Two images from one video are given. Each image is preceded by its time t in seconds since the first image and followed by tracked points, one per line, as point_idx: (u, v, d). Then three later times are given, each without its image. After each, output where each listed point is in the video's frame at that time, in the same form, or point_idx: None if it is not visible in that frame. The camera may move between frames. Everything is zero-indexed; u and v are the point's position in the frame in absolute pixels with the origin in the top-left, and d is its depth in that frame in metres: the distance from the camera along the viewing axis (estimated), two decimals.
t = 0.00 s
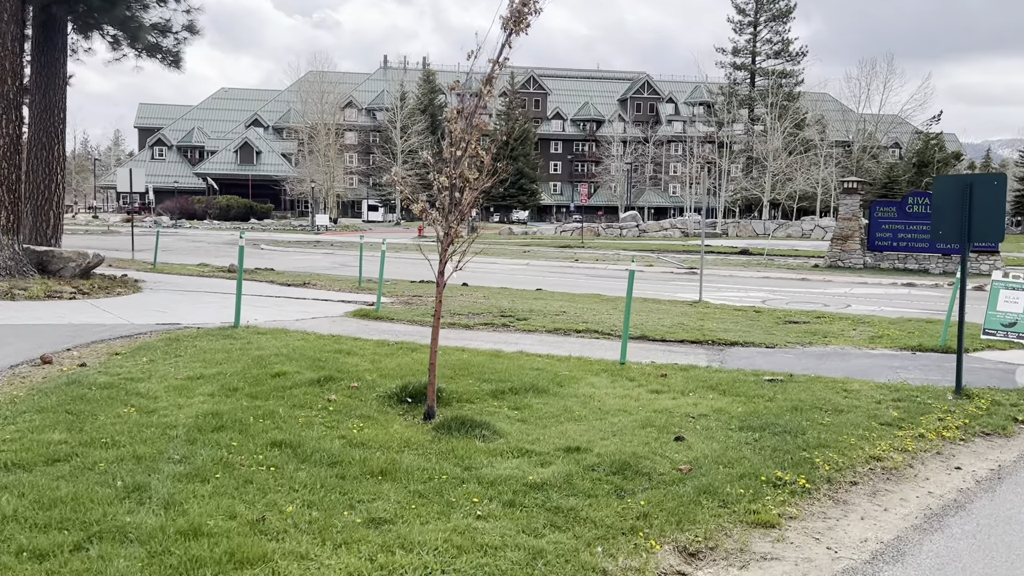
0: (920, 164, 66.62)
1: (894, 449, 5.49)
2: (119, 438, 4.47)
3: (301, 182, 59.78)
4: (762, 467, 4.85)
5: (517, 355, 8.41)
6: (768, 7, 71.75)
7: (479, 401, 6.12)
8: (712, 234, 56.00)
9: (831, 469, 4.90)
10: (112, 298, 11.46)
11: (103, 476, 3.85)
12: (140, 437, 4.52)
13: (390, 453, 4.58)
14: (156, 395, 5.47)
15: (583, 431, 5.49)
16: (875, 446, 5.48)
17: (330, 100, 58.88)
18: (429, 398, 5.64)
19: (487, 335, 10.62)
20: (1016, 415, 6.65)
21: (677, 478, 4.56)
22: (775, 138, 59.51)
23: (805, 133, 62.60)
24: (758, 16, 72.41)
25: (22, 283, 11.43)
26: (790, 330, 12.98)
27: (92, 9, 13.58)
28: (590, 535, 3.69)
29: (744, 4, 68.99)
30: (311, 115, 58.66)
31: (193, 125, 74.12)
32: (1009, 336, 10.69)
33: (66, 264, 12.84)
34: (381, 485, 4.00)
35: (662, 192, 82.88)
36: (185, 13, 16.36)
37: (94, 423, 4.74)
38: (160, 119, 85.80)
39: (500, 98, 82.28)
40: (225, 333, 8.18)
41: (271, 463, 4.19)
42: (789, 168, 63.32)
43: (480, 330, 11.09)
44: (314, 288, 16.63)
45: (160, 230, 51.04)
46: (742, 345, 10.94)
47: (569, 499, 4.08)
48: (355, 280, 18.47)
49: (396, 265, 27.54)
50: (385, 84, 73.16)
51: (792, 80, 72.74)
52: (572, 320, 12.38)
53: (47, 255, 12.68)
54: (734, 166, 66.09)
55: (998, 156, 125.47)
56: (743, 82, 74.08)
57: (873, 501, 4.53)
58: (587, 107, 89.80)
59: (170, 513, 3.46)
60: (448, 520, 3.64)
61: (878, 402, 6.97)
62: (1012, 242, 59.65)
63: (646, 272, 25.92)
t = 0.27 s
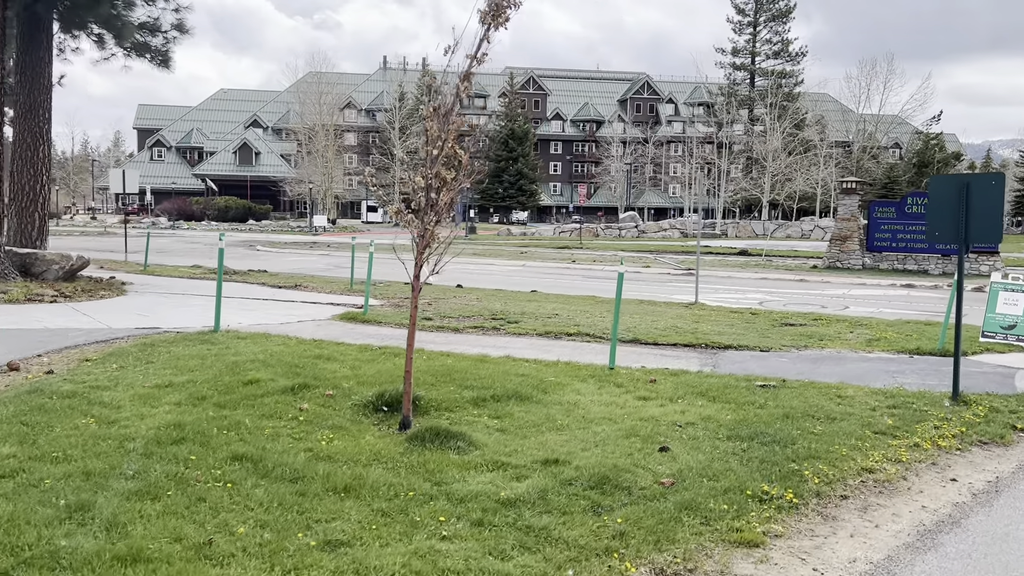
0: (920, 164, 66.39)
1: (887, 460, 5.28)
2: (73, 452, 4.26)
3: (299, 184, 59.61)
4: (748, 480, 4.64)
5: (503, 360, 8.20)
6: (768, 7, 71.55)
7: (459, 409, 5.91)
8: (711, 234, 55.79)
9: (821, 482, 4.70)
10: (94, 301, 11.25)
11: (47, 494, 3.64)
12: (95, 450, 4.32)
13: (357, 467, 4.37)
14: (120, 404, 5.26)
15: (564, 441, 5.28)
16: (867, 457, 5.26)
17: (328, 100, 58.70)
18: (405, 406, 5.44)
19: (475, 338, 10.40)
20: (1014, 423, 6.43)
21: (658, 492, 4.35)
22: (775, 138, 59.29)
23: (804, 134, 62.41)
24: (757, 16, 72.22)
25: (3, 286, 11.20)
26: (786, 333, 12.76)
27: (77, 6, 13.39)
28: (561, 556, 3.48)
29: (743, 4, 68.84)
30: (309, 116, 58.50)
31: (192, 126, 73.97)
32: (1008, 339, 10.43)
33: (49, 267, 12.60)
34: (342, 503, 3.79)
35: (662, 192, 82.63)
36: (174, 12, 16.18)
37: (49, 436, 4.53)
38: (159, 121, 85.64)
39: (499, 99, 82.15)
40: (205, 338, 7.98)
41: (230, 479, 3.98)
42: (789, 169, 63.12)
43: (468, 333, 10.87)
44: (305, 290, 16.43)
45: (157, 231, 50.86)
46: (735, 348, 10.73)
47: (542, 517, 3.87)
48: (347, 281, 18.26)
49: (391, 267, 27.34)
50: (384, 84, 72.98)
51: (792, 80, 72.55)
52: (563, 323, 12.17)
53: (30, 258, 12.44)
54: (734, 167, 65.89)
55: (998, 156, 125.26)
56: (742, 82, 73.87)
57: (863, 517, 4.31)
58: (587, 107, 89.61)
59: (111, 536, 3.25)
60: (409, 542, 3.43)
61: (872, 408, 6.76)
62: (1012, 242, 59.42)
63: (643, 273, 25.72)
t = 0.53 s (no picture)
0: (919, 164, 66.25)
1: (878, 467, 5.05)
2: (15, 462, 4.03)
3: (295, 185, 59.40)
4: (730, 489, 4.42)
5: (485, 362, 7.97)
6: (766, 7, 71.39)
7: (433, 414, 5.68)
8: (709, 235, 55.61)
9: (806, 492, 4.48)
10: (74, 303, 11.02)
11: None
12: (39, 460, 4.08)
13: (314, 477, 4.13)
14: (75, 411, 5.03)
15: (538, 447, 5.06)
16: (856, 464, 5.04)
17: (325, 101, 58.50)
18: (374, 412, 5.21)
19: (461, 341, 10.16)
20: (1010, 427, 6.20)
21: (634, 503, 4.13)
22: (773, 139, 59.08)
23: (802, 134, 62.27)
24: (755, 16, 72.03)
25: None
26: (780, 334, 12.53)
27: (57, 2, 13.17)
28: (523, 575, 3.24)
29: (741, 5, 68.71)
30: (305, 117, 58.30)
31: (188, 128, 73.77)
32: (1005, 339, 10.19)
33: (29, 268, 12.35)
34: (294, 517, 3.56)
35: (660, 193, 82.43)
36: (160, 10, 15.95)
37: None
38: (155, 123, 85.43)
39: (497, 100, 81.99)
40: (178, 341, 7.76)
41: (178, 491, 3.75)
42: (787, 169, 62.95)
43: (454, 335, 10.61)
44: (293, 291, 16.22)
45: (151, 233, 50.63)
46: (728, 349, 10.46)
47: (508, 532, 3.64)
48: (337, 283, 18.02)
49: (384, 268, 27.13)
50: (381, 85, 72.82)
51: (790, 80, 72.37)
52: (551, 323, 11.91)
53: (9, 260, 12.19)
54: (732, 167, 65.73)
55: (997, 156, 125.27)
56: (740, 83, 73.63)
57: (850, 529, 4.08)
58: (585, 108, 89.41)
59: (37, 556, 3.02)
60: (360, 560, 3.20)
61: (865, 412, 6.53)
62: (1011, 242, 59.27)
63: (638, 274, 25.52)
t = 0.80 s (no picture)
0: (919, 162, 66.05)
1: (869, 478, 4.83)
2: None
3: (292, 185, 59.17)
4: (712, 502, 4.20)
5: (469, 367, 7.75)
6: (765, 4, 71.11)
7: (409, 422, 5.47)
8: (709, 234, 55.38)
9: (793, 505, 4.26)
10: (54, 306, 10.78)
11: None
12: None
13: (272, 492, 3.92)
14: (30, 421, 4.80)
15: (514, 458, 4.84)
16: (847, 475, 4.81)
17: (323, 101, 58.27)
18: (344, 422, 5.00)
19: (447, 343, 9.93)
20: (1009, 432, 5.98)
21: (609, 519, 3.91)
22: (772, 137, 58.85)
23: (801, 132, 62.07)
24: (755, 13, 71.76)
25: None
26: (775, 335, 12.30)
27: None
28: None
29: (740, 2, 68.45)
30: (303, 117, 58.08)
31: (187, 128, 73.56)
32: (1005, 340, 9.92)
33: (10, 270, 12.11)
34: (245, 538, 3.34)
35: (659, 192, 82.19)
36: (147, 7, 15.70)
37: None
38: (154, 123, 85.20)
39: (495, 99, 81.72)
40: (152, 346, 7.53)
41: (123, 510, 3.54)
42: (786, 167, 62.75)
43: (441, 337, 10.38)
44: (283, 293, 16.00)
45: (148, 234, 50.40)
46: (721, 351, 10.23)
47: (472, 553, 3.42)
48: (328, 284, 17.77)
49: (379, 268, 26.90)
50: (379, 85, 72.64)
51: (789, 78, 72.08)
52: (542, 325, 11.68)
53: None
54: (732, 165, 65.47)
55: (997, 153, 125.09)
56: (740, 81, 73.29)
57: (839, 545, 3.87)
58: (584, 107, 89.14)
59: None
60: None
61: (858, 418, 6.31)
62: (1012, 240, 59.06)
63: (636, 273, 25.28)
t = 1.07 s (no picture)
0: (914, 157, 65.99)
1: (863, 486, 4.60)
2: None
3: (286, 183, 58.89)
4: (695, 514, 3.98)
5: (450, 368, 7.52)
6: None
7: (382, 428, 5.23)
8: (705, 230, 55.16)
9: (781, 516, 4.04)
10: (30, 307, 10.53)
11: None
12: None
13: (226, 508, 3.69)
14: None
15: (488, 466, 4.61)
16: (840, 483, 4.58)
17: (316, 98, 57.99)
18: (311, 430, 4.77)
19: (432, 344, 9.68)
20: (1008, 435, 5.75)
21: (586, 534, 3.68)
22: (768, 132, 58.66)
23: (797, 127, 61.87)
24: (749, 9, 71.57)
25: None
26: (768, 333, 12.08)
27: None
28: None
29: None
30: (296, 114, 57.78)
31: (180, 126, 73.16)
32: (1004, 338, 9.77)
33: None
34: (190, 561, 3.12)
35: (655, 187, 81.96)
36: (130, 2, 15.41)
37: None
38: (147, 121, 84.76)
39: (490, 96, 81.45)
40: (123, 349, 7.28)
41: (60, 531, 3.29)
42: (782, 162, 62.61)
43: (425, 337, 10.14)
44: (269, 292, 15.75)
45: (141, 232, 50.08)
46: (712, 350, 10.01)
47: None
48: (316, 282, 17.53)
49: (371, 266, 26.67)
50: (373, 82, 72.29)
51: (785, 73, 71.86)
52: (530, 324, 11.45)
53: None
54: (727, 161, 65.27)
55: (991, 148, 125.40)
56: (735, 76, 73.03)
57: (828, 559, 3.65)
58: (579, 103, 88.86)
59: None
60: None
61: (852, 420, 6.09)
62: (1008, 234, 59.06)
63: (629, 270, 25.09)
